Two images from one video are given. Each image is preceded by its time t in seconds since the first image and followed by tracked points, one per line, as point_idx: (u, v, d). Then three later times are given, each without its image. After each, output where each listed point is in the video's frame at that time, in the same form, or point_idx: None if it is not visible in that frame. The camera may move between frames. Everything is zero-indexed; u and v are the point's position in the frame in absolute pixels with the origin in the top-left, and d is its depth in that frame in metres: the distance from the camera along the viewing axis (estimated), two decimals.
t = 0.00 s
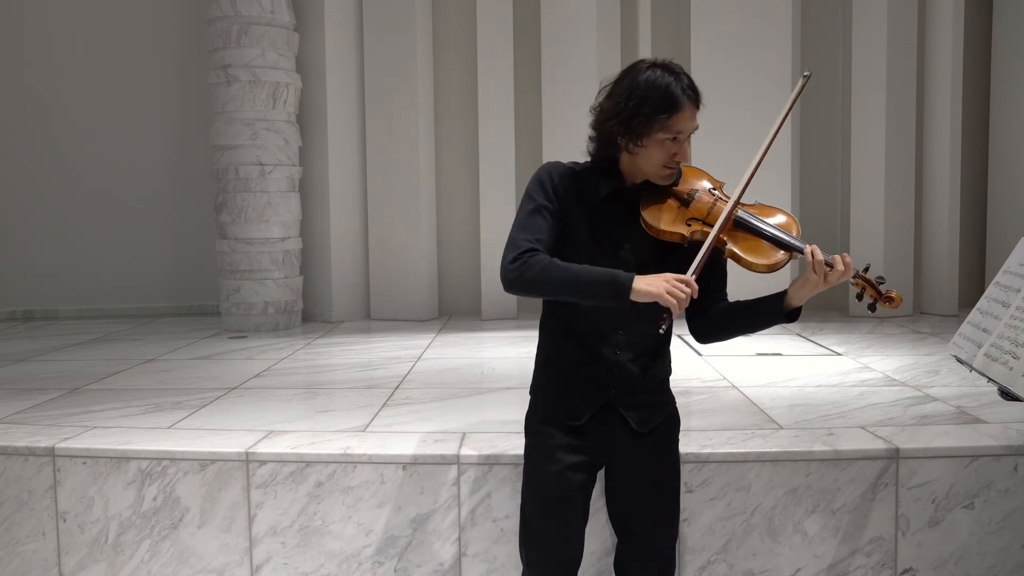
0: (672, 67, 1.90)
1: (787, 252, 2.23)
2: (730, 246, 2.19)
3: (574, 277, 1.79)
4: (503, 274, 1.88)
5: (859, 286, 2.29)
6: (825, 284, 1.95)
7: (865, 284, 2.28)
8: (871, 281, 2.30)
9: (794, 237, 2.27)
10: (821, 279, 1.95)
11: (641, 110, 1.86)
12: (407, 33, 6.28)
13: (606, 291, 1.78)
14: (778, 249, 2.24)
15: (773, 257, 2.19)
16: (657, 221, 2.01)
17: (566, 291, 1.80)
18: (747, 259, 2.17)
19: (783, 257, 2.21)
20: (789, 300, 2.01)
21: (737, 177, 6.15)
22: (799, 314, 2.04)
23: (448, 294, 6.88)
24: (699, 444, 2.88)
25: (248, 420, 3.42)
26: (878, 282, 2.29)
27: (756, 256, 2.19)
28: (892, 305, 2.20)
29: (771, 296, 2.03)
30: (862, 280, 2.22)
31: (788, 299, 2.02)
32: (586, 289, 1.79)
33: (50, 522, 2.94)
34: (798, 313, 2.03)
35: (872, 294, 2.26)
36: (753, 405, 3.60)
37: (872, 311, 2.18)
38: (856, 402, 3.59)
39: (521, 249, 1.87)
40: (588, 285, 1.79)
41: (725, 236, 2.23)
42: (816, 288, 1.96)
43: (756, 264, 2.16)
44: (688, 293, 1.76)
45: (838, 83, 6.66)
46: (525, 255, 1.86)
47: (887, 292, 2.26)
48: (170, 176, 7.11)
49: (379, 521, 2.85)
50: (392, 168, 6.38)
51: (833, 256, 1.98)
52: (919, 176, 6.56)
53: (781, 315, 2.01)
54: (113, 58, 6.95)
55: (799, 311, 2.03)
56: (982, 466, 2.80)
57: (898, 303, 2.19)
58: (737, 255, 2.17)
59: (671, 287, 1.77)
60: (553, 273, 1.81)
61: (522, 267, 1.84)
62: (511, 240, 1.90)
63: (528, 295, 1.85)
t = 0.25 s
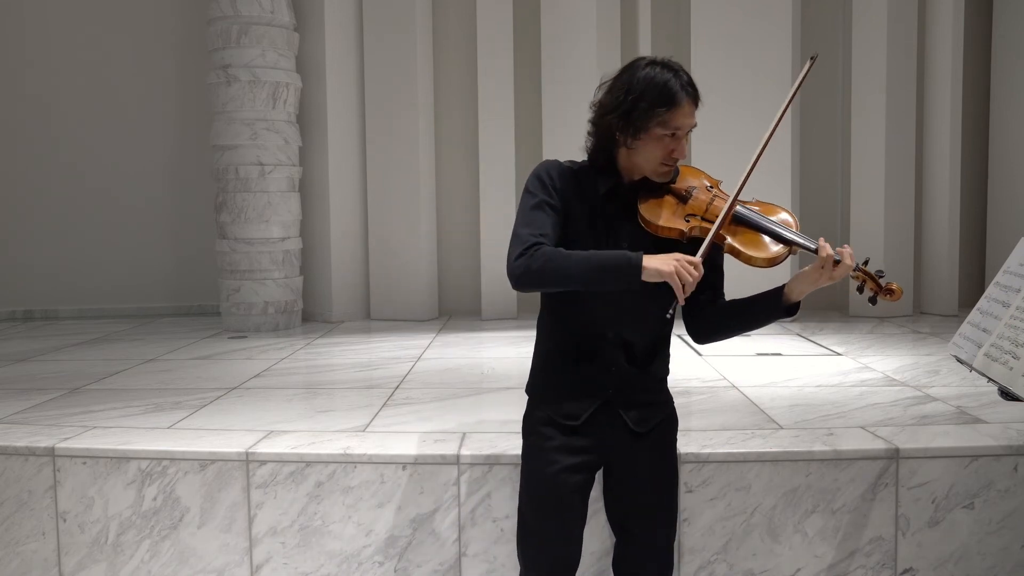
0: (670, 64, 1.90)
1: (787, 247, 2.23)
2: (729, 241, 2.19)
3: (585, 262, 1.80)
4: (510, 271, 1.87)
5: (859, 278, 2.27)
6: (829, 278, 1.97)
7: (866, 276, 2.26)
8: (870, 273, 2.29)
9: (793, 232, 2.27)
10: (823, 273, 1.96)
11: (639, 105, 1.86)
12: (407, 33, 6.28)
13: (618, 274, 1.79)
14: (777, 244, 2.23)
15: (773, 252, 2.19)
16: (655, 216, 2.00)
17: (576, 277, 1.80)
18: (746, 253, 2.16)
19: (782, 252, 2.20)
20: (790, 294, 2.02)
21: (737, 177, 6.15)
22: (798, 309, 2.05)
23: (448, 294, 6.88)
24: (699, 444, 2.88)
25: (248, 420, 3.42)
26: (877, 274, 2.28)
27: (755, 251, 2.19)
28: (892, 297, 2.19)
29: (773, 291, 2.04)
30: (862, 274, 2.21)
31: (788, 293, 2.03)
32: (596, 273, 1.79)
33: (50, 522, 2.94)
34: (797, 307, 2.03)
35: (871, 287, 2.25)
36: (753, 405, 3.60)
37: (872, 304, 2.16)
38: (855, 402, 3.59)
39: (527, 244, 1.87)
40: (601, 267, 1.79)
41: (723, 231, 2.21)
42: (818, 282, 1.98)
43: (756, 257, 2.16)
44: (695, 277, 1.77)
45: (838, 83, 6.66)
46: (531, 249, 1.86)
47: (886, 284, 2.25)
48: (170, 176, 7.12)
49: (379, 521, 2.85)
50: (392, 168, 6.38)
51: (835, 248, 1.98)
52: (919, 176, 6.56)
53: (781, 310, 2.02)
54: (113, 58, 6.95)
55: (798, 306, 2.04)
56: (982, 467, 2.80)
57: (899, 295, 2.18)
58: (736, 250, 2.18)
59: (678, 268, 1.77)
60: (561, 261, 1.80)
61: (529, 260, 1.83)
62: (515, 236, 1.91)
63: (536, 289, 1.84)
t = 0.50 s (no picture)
0: (667, 62, 1.91)
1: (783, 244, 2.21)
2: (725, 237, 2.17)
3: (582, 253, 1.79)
4: (512, 270, 1.87)
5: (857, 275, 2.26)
6: (829, 276, 1.97)
7: (864, 273, 2.25)
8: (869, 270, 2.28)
9: (790, 230, 2.25)
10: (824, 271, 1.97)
11: (636, 102, 1.86)
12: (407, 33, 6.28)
13: (617, 260, 1.78)
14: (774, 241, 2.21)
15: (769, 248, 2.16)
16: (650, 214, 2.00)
17: (577, 270, 1.79)
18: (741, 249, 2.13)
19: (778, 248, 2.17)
20: (790, 293, 2.02)
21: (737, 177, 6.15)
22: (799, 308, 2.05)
23: (448, 294, 6.89)
24: (699, 444, 2.88)
25: (248, 420, 3.43)
26: (876, 271, 2.28)
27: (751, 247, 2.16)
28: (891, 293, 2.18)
29: (773, 290, 2.03)
30: (860, 270, 2.20)
31: (789, 292, 2.03)
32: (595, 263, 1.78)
33: (50, 522, 2.94)
34: (798, 306, 2.03)
35: (870, 284, 2.24)
36: (753, 405, 3.60)
37: (871, 301, 2.14)
38: (855, 402, 3.59)
39: (526, 243, 1.87)
40: (600, 257, 1.78)
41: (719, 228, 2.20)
42: (819, 280, 1.98)
43: (752, 254, 2.13)
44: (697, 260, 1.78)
45: (838, 84, 6.66)
46: (530, 247, 1.86)
47: (884, 280, 2.25)
48: (170, 176, 7.11)
49: (378, 521, 2.85)
50: (392, 168, 6.38)
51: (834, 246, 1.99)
52: (919, 176, 6.56)
53: (783, 309, 2.02)
54: (113, 57, 6.95)
55: (799, 305, 2.03)
56: (982, 466, 2.80)
57: (898, 291, 2.17)
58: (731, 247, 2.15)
59: (678, 252, 1.78)
60: (560, 255, 1.80)
61: (529, 258, 1.84)
62: (514, 235, 1.91)
63: (539, 286, 1.84)
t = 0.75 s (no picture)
0: (663, 63, 1.90)
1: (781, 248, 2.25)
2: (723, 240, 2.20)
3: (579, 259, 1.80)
4: (508, 274, 1.88)
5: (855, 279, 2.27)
6: (825, 278, 1.97)
7: (861, 277, 2.26)
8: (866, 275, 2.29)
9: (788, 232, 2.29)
10: (819, 273, 1.97)
11: (632, 105, 1.86)
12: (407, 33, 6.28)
13: (613, 266, 1.79)
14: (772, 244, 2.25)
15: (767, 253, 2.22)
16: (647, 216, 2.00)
17: (573, 277, 1.79)
18: (740, 254, 2.19)
19: (776, 252, 2.23)
20: (787, 294, 2.02)
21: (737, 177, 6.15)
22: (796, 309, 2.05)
23: (448, 294, 6.89)
24: (699, 444, 2.88)
25: (248, 420, 3.42)
26: (874, 275, 2.28)
27: (749, 252, 2.21)
28: (887, 298, 2.20)
29: (770, 291, 2.03)
30: (858, 275, 2.21)
31: (785, 293, 2.02)
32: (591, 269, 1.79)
33: (50, 522, 2.94)
34: (794, 308, 2.03)
35: (867, 288, 2.25)
36: (753, 405, 3.60)
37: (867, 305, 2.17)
38: (856, 402, 3.59)
39: (522, 248, 1.87)
40: (598, 264, 1.79)
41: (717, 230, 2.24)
42: (814, 282, 1.98)
43: (751, 259, 2.19)
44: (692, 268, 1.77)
45: (838, 84, 6.66)
46: (527, 252, 1.86)
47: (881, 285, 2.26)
48: (170, 176, 7.12)
49: (379, 521, 2.85)
50: (392, 169, 6.38)
51: (830, 248, 1.99)
52: (919, 176, 6.56)
53: (779, 310, 2.02)
54: (113, 57, 6.95)
55: (796, 306, 2.03)
56: (982, 466, 2.80)
57: (895, 296, 2.19)
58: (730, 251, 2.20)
59: (673, 260, 1.77)
60: (557, 259, 1.81)
61: (525, 263, 1.84)
62: (512, 240, 1.92)
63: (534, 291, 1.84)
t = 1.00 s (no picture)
0: (663, 70, 1.89)
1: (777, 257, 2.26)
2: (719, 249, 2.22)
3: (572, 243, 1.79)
4: (502, 258, 1.88)
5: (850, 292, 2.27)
6: (816, 288, 1.97)
7: (857, 291, 2.27)
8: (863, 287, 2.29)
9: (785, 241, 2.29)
10: (813, 283, 1.97)
11: (631, 115, 1.86)
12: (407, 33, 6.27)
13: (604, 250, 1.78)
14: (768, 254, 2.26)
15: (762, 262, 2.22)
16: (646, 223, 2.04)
17: (565, 259, 1.79)
18: (735, 263, 2.20)
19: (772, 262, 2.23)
20: (780, 303, 2.02)
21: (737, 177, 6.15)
22: (789, 318, 2.04)
23: (448, 294, 6.89)
24: (699, 444, 2.88)
25: (248, 420, 3.42)
26: (870, 288, 2.29)
27: (744, 261, 2.22)
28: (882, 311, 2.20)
29: (764, 298, 2.03)
30: (853, 288, 2.21)
31: (778, 302, 2.02)
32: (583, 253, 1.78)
33: (50, 523, 2.94)
34: (788, 317, 2.03)
35: (862, 301, 2.26)
36: (753, 405, 3.60)
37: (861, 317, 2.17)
38: (855, 402, 3.59)
39: (518, 232, 1.87)
40: (590, 247, 1.78)
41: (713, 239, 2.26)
42: (808, 292, 1.98)
43: (745, 268, 2.20)
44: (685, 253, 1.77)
45: (838, 84, 6.66)
46: (521, 236, 1.86)
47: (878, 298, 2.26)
48: (170, 176, 7.11)
49: (379, 521, 2.84)
50: (392, 169, 6.38)
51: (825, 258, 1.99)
52: (919, 176, 6.56)
53: (772, 318, 2.02)
54: (113, 57, 6.95)
55: (790, 316, 2.03)
56: (981, 467, 2.80)
57: (889, 310, 2.20)
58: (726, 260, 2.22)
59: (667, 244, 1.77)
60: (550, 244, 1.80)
61: (519, 245, 1.84)
62: (508, 226, 1.91)
63: (527, 275, 1.84)
